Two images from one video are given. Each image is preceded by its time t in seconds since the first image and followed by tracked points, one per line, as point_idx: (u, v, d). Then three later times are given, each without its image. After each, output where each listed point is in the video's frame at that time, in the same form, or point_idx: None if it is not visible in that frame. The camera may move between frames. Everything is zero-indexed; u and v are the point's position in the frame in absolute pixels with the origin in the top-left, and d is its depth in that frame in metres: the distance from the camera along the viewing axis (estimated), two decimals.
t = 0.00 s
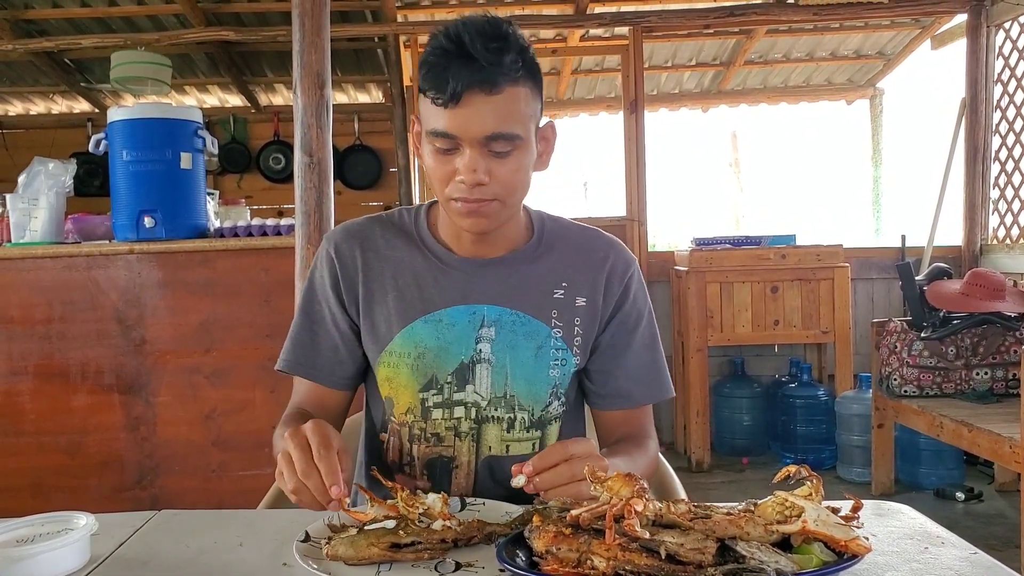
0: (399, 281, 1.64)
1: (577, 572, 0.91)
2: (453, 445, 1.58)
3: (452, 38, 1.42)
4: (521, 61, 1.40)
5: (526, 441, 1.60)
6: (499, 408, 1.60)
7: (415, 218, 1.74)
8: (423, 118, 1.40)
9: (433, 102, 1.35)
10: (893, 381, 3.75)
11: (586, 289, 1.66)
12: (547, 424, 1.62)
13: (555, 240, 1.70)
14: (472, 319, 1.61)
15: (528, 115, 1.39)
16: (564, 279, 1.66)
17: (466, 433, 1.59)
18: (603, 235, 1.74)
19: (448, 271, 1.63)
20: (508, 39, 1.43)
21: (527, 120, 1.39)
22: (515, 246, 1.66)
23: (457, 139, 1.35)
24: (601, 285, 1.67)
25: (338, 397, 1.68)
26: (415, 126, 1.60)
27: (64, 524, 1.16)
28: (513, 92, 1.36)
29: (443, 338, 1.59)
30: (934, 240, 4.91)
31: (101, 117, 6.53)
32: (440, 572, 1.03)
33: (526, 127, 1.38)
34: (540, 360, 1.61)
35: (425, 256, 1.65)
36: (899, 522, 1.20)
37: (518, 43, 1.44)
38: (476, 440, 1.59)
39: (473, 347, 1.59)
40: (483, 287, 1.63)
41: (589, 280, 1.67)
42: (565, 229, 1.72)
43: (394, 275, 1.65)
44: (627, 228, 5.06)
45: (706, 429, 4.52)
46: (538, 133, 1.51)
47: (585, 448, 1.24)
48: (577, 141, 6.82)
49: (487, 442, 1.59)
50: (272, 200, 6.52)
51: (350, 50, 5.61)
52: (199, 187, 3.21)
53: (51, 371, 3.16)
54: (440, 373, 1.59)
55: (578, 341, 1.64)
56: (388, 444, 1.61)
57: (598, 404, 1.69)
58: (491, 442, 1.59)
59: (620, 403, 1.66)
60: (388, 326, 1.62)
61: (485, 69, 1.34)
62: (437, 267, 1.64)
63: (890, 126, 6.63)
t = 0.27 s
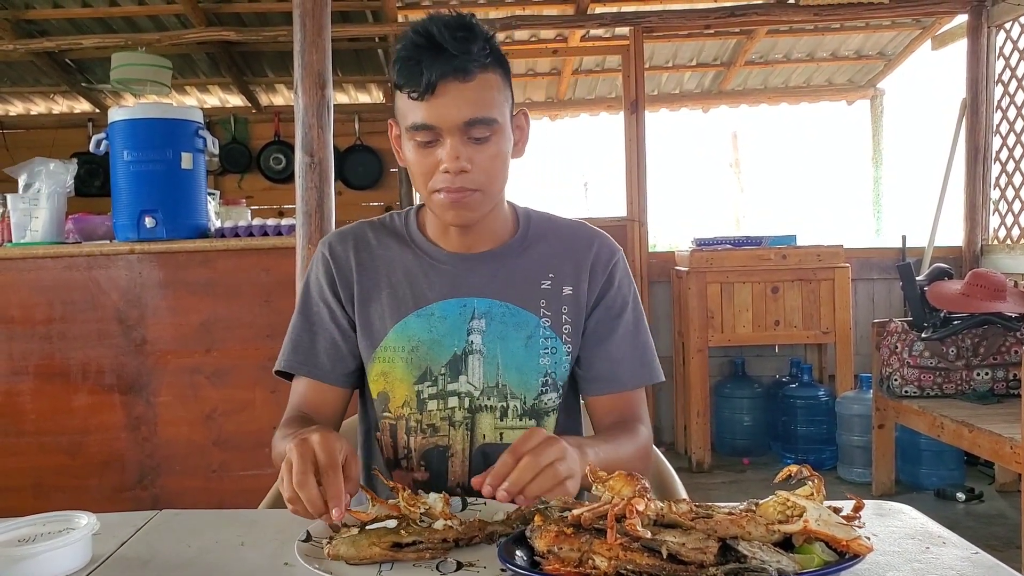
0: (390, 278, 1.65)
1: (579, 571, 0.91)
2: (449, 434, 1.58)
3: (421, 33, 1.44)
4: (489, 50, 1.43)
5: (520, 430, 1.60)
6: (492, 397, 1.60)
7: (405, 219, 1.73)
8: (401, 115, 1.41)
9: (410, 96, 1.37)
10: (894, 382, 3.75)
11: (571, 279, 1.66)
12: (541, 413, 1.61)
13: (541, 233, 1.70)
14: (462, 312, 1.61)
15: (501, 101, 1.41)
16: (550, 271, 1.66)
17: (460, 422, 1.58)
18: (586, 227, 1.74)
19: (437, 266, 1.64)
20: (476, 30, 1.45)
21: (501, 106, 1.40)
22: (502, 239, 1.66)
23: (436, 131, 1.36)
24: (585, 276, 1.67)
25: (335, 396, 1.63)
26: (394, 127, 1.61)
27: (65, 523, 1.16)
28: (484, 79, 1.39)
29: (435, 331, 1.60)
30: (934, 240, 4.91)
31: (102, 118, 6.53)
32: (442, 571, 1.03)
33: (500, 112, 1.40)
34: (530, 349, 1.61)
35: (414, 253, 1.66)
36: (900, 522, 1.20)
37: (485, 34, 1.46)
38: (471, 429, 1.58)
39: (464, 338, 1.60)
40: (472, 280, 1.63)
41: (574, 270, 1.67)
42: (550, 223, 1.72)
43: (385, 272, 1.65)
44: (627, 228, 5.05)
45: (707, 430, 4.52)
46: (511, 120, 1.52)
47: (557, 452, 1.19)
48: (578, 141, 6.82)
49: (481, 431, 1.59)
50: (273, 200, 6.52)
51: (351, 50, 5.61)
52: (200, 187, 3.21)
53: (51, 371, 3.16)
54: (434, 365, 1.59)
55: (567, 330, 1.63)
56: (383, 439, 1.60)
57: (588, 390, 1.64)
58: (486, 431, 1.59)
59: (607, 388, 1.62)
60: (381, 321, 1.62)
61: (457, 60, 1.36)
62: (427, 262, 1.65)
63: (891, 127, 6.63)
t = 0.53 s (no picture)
0: (381, 282, 1.65)
1: (579, 572, 0.91)
2: (444, 433, 1.58)
3: (395, 41, 1.44)
4: (464, 54, 1.43)
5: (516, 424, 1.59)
6: (486, 393, 1.60)
7: (394, 224, 1.73)
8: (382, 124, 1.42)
9: (388, 105, 1.37)
10: (894, 383, 3.75)
11: (555, 268, 1.64)
12: (535, 405, 1.61)
13: (525, 227, 1.69)
14: (451, 310, 1.61)
15: (481, 103, 1.41)
16: (534, 263, 1.65)
17: (455, 420, 1.58)
18: (567, 217, 1.73)
19: (425, 266, 1.64)
20: (450, 36, 1.46)
21: (480, 107, 1.40)
22: (487, 236, 1.65)
23: (418, 137, 1.36)
24: (568, 264, 1.65)
25: (337, 399, 1.60)
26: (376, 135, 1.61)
27: (66, 524, 1.16)
28: (462, 83, 1.38)
29: (425, 331, 1.60)
30: (935, 241, 4.91)
31: (102, 118, 6.54)
32: (442, 572, 1.03)
33: (480, 114, 1.40)
34: (520, 342, 1.61)
35: (402, 254, 1.66)
36: (900, 523, 1.20)
37: (459, 39, 1.46)
38: (467, 426, 1.58)
39: (454, 337, 1.60)
40: (460, 278, 1.63)
41: (557, 259, 1.65)
42: (532, 217, 1.72)
43: (376, 276, 1.66)
44: (627, 229, 5.04)
45: (707, 430, 4.52)
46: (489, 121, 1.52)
47: (483, 454, 1.07)
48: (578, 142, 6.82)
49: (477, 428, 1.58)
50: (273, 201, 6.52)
51: (351, 51, 5.61)
52: (200, 187, 3.22)
53: (52, 371, 3.16)
54: (426, 366, 1.59)
55: (555, 321, 1.62)
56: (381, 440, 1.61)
57: (581, 363, 1.54)
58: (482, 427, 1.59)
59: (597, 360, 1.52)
60: (374, 325, 1.63)
61: (434, 66, 1.36)
62: (414, 264, 1.65)
63: (891, 128, 6.63)
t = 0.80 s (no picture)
0: (372, 286, 1.65)
1: (579, 573, 0.91)
2: (440, 433, 1.57)
3: (361, 49, 1.44)
4: (432, 56, 1.42)
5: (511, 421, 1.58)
6: (478, 392, 1.58)
7: (383, 228, 1.73)
8: (357, 131, 1.42)
9: (361, 114, 1.37)
10: (894, 383, 3.75)
11: (541, 263, 1.63)
12: (529, 401, 1.59)
13: (511, 224, 1.68)
14: (441, 312, 1.61)
15: (455, 104, 1.41)
16: (520, 259, 1.64)
17: (450, 420, 1.57)
18: (552, 211, 1.72)
19: (414, 269, 1.64)
20: (416, 39, 1.45)
21: (454, 108, 1.40)
22: (474, 235, 1.65)
23: (393, 142, 1.36)
24: (555, 257, 1.64)
25: (335, 404, 1.62)
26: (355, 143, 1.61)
27: (65, 524, 1.16)
28: (433, 85, 1.38)
29: (415, 334, 1.60)
30: (934, 241, 4.91)
31: (102, 118, 6.54)
32: (441, 572, 1.03)
33: (455, 115, 1.39)
34: (510, 340, 1.60)
35: (391, 258, 1.66)
36: (900, 523, 1.20)
37: (426, 42, 1.45)
38: (462, 426, 1.57)
39: (444, 338, 1.59)
40: (449, 279, 1.63)
41: (543, 253, 1.64)
42: (518, 213, 1.71)
43: (367, 282, 1.66)
44: (627, 229, 5.01)
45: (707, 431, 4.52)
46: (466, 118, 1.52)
47: (471, 454, 1.05)
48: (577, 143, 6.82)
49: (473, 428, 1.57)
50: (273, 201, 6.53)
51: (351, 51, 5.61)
52: (200, 187, 3.22)
53: (51, 371, 3.16)
54: (418, 368, 1.59)
55: (545, 317, 1.61)
56: (377, 444, 1.60)
57: (584, 348, 1.49)
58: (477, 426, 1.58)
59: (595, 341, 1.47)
60: (365, 330, 1.63)
61: (403, 70, 1.36)
62: (403, 267, 1.65)
63: (891, 128, 6.64)
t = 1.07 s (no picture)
0: (365, 290, 1.66)
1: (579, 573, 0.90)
2: (436, 435, 1.57)
3: (339, 54, 1.43)
4: (410, 57, 1.41)
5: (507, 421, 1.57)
6: (473, 393, 1.58)
7: (376, 231, 1.73)
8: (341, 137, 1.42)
9: (342, 120, 1.37)
10: (894, 383, 3.75)
11: (533, 262, 1.63)
12: (524, 401, 1.58)
13: (503, 224, 1.68)
14: (433, 313, 1.60)
15: (437, 104, 1.40)
16: (512, 259, 1.64)
17: (446, 421, 1.57)
18: (543, 209, 1.72)
19: (406, 270, 1.63)
20: (392, 41, 1.44)
21: (436, 107, 1.40)
22: (466, 235, 1.65)
23: (376, 147, 1.36)
24: (546, 256, 1.64)
25: (333, 408, 1.62)
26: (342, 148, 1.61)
27: (65, 524, 1.16)
28: (412, 87, 1.37)
29: (408, 336, 1.59)
30: (935, 241, 4.91)
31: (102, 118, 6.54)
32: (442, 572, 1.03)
33: (437, 115, 1.39)
34: (503, 339, 1.59)
35: (384, 260, 1.66)
36: (900, 523, 1.20)
37: (402, 43, 1.45)
38: (458, 427, 1.57)
39: (437, 339, 1.59)
40: (441, 280, 1.62)
41: (535, 252, 1.64)
42: (509, 212, 1.71)
43: (361, 285, 1.66)
44: (627, 229, 4.99)
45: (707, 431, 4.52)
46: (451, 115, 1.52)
47: (480, 448, 1.04)
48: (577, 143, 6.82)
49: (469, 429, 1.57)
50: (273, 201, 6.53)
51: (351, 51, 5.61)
52: (200, 188, 3.22)
53: (52, 372, 3.16)
54: (412, 369, 1.58)
55: (538, 316, 1.60)
56: (375, 446, 1.61)
57: (578, 349, 1.49)
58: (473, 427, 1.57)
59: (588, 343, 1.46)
60: (360, 333, 1.63)
61: (381, 73, 1.35)
62: (395, 269, 1.65)
63: (891, 128, 6.64)
